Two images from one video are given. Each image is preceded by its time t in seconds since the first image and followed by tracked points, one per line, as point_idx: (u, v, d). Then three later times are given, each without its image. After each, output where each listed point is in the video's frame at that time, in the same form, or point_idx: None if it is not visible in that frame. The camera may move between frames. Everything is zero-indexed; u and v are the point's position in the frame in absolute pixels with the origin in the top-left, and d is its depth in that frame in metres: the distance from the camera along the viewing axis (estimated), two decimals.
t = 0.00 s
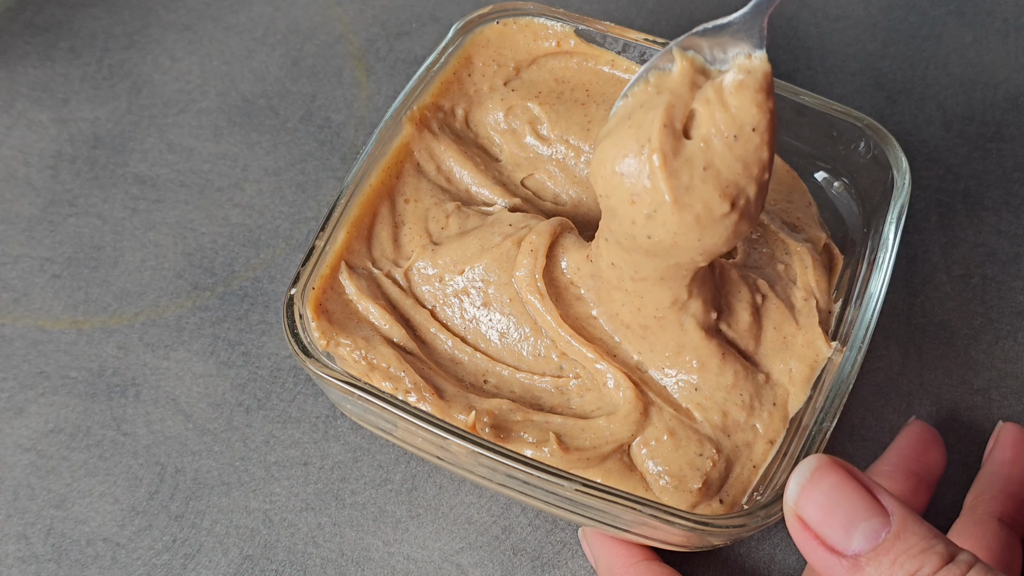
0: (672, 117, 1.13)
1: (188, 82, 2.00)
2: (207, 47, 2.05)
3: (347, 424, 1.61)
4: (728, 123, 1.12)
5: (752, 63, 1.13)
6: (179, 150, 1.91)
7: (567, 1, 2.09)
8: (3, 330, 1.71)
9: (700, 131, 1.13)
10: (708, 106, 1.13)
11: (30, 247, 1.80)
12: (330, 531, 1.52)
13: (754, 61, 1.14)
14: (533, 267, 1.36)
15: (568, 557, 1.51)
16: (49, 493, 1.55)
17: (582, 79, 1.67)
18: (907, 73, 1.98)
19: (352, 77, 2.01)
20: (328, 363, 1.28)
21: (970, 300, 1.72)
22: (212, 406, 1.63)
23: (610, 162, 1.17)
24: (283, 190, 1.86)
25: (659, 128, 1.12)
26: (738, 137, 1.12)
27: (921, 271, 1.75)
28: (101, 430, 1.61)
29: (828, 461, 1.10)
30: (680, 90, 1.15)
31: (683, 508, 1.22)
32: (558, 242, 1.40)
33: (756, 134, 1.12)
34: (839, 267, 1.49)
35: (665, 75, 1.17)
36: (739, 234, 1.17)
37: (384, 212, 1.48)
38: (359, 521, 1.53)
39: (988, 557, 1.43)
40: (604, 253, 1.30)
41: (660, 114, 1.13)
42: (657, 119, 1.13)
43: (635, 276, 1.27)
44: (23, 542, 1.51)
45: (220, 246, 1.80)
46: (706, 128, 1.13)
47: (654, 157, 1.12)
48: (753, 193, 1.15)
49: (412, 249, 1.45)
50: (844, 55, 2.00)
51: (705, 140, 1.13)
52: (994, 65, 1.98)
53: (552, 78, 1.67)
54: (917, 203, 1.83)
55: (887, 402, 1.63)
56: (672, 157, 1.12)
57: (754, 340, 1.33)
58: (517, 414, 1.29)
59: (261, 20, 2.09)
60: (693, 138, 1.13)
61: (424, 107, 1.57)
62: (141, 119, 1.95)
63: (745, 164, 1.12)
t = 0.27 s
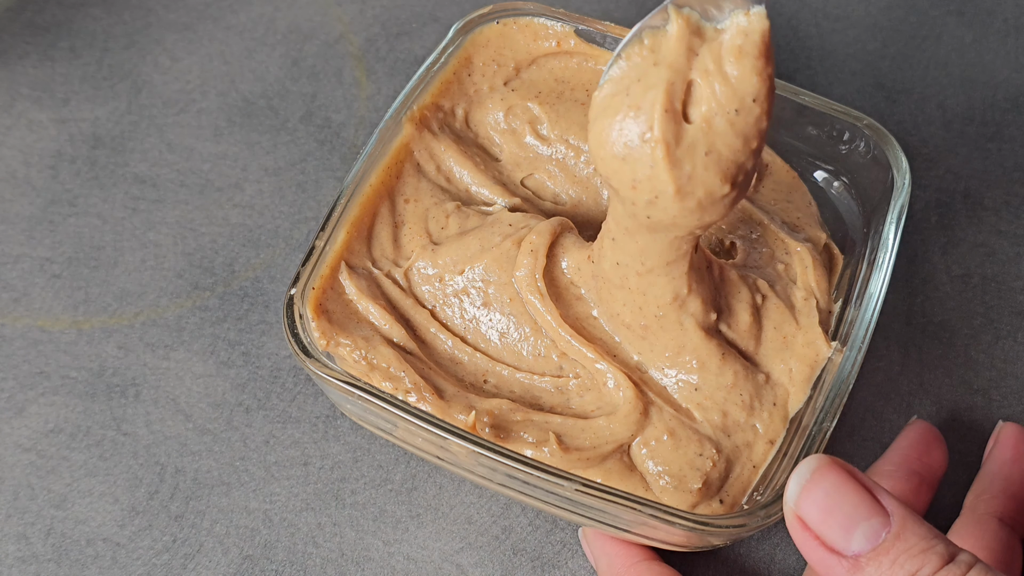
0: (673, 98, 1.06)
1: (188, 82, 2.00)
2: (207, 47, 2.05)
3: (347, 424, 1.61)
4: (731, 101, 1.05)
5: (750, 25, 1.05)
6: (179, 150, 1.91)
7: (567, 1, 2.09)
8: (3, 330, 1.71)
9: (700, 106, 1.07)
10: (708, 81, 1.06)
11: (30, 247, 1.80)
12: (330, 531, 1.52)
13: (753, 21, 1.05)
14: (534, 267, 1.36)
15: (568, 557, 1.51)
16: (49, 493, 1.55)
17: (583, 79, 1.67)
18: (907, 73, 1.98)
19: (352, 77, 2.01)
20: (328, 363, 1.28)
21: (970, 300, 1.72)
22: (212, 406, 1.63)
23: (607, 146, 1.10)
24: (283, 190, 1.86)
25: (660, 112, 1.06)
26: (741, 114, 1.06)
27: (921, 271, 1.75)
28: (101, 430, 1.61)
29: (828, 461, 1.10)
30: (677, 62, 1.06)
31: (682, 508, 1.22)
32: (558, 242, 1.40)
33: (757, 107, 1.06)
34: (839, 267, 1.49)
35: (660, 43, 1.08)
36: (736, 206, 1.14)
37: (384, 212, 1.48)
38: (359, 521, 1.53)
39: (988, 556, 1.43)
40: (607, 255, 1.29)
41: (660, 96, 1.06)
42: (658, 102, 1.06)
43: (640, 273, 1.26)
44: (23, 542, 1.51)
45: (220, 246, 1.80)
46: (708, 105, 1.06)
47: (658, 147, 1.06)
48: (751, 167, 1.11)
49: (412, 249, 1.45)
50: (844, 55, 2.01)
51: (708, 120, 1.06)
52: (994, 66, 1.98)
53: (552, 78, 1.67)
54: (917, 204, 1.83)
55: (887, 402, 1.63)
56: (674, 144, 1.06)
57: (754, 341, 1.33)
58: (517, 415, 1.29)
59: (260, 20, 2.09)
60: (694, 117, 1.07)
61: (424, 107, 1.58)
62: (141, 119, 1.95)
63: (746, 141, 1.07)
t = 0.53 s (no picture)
0: (673, 124, 1.02)
1: (188, 82, 2.00)
2: (207, 47, 2.05)
3: (347, 424, 1.61)
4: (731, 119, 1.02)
5: (745, 38, 1.00)
6: (179, 150, 1.91)
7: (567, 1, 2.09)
8: (3, 330, 1.71)
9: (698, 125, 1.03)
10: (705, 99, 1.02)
11: (30, 247, 1.80)
12: (330, 531, 1.52)
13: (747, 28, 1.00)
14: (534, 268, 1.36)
15: (568, 557, 1.51)
16: (49, 493, 1.55)
17: (583, 79, 1.67)
18: (907, 73, 1.98)
19: (352, 77, 2.01)
20: (328, 363, 1.28)
21: (970, 300, 1.72)
22: (212, 406, 1.63)
23: (608, 174, 1.08)
24: (283, 190, 1.86)
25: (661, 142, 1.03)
26: (741, 129, 1.03)
27: (921, 271, 1.75)
28: (101, 430, 1.61)
29: (828, 463, 1.10)
30: (673, 82, 1.02)
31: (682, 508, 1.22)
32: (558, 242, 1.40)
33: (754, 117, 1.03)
34: (839, 267, 1.49)
35: (654, 60, 1.03)
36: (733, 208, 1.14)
37: (384, 212, 1.48)
38: (359, 521, 1.53)
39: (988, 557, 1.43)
40: (605, 260, 1.29)
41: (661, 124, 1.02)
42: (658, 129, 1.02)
43: (639, 279, 1.26)
44: (23, 542, 1.51)
45: (220, 246, 1.80)
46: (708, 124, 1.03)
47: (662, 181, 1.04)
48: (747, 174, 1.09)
49: (412, 249, 1.45)
50: (844, 55, 2.01)
51: (709, 142, 1.03)
52: (994, 66, 1.98)
53: (552, 78, 1.67)
54: (917, 203, 1.83)
55: (887, 403, 1.63)
56: (677, 172, 1.04)
57: (754, 341, 1.33)
58: (517, 415, 1.29)
59: (261, 20, 2.09)
60: (693, 137, 1.04)
61: (424, 107, 1.58)
62: (141, 119, 1.95)
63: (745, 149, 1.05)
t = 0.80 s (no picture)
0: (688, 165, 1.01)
1: (188, 82, 2.00)
2: (207, 47, 2.05)
3: (347, 424, 1.61)
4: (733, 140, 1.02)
5: (743, 64, 1.01)
6: (179, 150, 1.91)
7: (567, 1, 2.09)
8: (3, 330, 1.71)
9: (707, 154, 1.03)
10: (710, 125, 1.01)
11: (30, 247, 1.80)
12: (330, 531, 1.52)
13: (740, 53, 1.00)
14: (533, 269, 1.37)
15: (568, 557, 1.51)
16: (49, 493, 1.55)
17: (583, 79, 1.67)
18: (907, 73, 1.98)
19: (351, 77, 2.01)
20: (328, 363, 1.28)
21: (970, 301, 1.72)
22: (212, 406, 1.63)
23: (620, 215, 1.06)
24: (283, 190, 1.86)
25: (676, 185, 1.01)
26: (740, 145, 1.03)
27: (921, 271, 1.75)
28: (101, 430, 1.61)
29: (829, 465, 1.10)
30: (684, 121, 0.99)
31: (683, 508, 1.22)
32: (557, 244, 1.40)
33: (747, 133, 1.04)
34: (839, 267, 1.50)
35: (659, 108, 1.00)
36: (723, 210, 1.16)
37: (384, 212, 1.48)
38: (359, 521, 1.53)
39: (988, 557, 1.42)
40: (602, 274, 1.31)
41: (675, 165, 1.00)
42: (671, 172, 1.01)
43: (636, 292, 1.28)
44: (23, 542, 1.51)
45: (220, 246, 1.80)
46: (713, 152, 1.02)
47: (681, 222, 1.04)
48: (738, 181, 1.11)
49: (412, 249, 1.45)
50: (844, 55, 2.01)
51: (719, 170, 1.04)
52: (994, 66, 1.98)
53: (552, 78, 1.67)
54: (917, 203, 1.83)
55: (887, 403, 1.63)
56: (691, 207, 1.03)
57: (754, 342, 1.33)
58: (517, 415, 1.29)
59: (261, 20, 2.09)
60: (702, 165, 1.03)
61: (424, 107, 1.57)
62: (141, 119, 1.95)
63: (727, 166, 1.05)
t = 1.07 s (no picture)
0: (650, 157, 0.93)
1: (188, 82, 2.00)
2: (207, 47, 2.05)
3: (347, 424, 1.61)
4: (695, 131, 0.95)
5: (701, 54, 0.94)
6: (179, 150, 1.91)
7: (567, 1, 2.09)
8: (3, 330, 1.71)
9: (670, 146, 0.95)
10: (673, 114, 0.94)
11: (30, 247, 1.80)
12: (330, 531, 1.52)
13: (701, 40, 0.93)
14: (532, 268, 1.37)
15: (568, 557, 1.51)
16: (49, 493, 1.55)
17: (582, 79, 1.67)
18: (907, 73, 1.98)
19: (352, 77, 2.01)
20: (329, 363, 1.28)
21: (970, 300, 1.72)
22: (212, 406, 1.63)
23: (580, 210, 0.97)
24: (283, 190, 1.86)
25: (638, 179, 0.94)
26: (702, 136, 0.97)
27: (921, 271, 1.75)
28: (101, 430, 1.61)
29: (834, 475, 1.11)
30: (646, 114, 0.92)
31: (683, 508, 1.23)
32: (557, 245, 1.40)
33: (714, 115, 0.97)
34: (839, 266, 1.50)
35: (620, 98, 0.92)
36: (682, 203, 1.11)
37: (384, 212, 1.48)
38: (359, 521, 1.53)
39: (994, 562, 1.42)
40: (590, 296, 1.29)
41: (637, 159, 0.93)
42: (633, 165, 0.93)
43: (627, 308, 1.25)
44: (23, 542, 1.51)
45: (220, 246, 1.80)
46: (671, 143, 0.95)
47: (643, 215, 0.96)
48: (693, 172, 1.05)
49: (412, 249, 1.45)
50: (844, 55, 2.01)
51: (679, 163, 0.97)
52: (994, 65, 1.98)
53: (552, 78, 1.67)
54: (917, 203, 1.83)
55: (887, 403, 1.63)
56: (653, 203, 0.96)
57: (754, 342, 1.33)
58: (518, 415, 1.29)
59: (261, 20, 2.09)
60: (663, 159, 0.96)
61: (424, 107, 1.57)
62: (141, 119, 1.95)
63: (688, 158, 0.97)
